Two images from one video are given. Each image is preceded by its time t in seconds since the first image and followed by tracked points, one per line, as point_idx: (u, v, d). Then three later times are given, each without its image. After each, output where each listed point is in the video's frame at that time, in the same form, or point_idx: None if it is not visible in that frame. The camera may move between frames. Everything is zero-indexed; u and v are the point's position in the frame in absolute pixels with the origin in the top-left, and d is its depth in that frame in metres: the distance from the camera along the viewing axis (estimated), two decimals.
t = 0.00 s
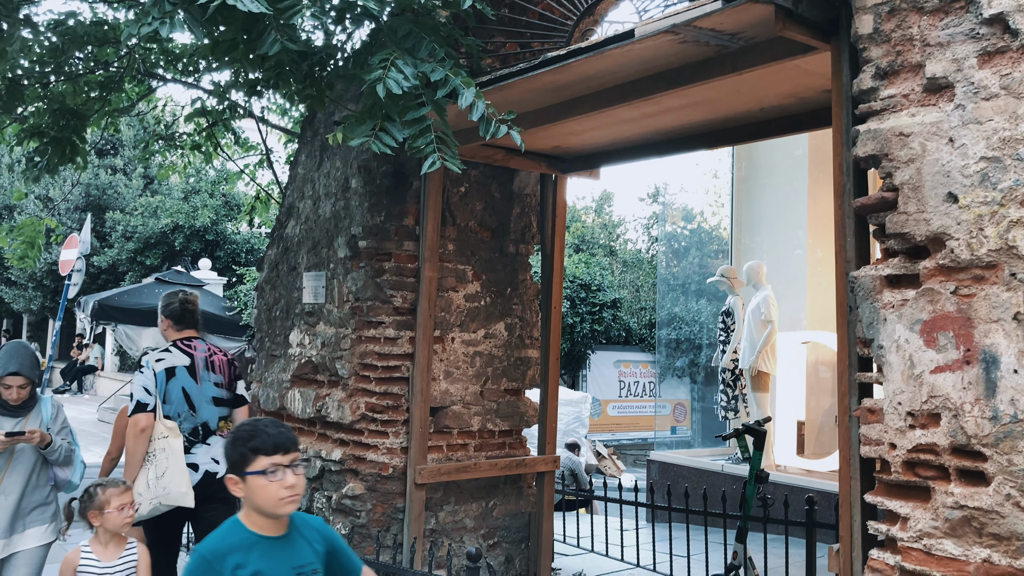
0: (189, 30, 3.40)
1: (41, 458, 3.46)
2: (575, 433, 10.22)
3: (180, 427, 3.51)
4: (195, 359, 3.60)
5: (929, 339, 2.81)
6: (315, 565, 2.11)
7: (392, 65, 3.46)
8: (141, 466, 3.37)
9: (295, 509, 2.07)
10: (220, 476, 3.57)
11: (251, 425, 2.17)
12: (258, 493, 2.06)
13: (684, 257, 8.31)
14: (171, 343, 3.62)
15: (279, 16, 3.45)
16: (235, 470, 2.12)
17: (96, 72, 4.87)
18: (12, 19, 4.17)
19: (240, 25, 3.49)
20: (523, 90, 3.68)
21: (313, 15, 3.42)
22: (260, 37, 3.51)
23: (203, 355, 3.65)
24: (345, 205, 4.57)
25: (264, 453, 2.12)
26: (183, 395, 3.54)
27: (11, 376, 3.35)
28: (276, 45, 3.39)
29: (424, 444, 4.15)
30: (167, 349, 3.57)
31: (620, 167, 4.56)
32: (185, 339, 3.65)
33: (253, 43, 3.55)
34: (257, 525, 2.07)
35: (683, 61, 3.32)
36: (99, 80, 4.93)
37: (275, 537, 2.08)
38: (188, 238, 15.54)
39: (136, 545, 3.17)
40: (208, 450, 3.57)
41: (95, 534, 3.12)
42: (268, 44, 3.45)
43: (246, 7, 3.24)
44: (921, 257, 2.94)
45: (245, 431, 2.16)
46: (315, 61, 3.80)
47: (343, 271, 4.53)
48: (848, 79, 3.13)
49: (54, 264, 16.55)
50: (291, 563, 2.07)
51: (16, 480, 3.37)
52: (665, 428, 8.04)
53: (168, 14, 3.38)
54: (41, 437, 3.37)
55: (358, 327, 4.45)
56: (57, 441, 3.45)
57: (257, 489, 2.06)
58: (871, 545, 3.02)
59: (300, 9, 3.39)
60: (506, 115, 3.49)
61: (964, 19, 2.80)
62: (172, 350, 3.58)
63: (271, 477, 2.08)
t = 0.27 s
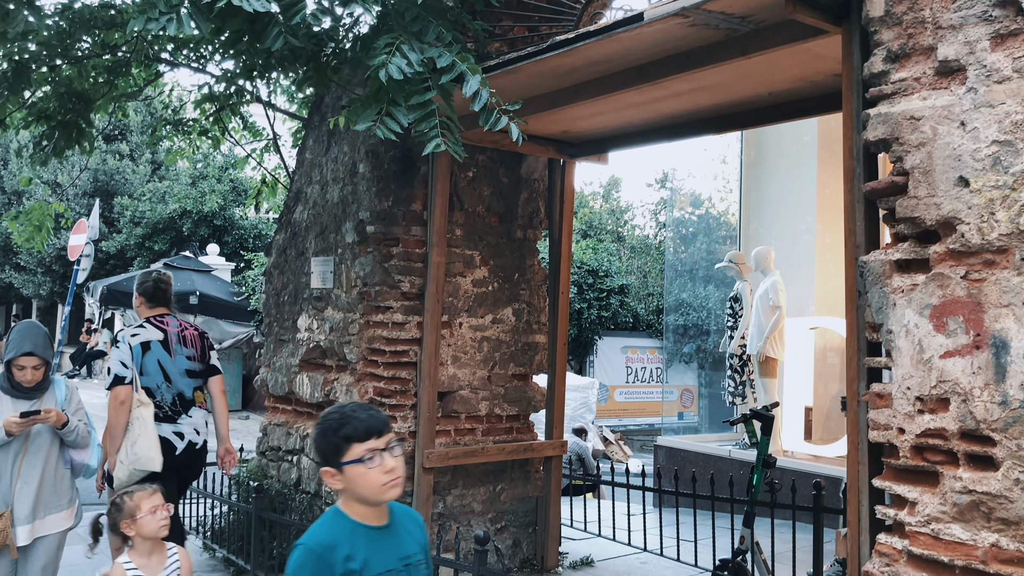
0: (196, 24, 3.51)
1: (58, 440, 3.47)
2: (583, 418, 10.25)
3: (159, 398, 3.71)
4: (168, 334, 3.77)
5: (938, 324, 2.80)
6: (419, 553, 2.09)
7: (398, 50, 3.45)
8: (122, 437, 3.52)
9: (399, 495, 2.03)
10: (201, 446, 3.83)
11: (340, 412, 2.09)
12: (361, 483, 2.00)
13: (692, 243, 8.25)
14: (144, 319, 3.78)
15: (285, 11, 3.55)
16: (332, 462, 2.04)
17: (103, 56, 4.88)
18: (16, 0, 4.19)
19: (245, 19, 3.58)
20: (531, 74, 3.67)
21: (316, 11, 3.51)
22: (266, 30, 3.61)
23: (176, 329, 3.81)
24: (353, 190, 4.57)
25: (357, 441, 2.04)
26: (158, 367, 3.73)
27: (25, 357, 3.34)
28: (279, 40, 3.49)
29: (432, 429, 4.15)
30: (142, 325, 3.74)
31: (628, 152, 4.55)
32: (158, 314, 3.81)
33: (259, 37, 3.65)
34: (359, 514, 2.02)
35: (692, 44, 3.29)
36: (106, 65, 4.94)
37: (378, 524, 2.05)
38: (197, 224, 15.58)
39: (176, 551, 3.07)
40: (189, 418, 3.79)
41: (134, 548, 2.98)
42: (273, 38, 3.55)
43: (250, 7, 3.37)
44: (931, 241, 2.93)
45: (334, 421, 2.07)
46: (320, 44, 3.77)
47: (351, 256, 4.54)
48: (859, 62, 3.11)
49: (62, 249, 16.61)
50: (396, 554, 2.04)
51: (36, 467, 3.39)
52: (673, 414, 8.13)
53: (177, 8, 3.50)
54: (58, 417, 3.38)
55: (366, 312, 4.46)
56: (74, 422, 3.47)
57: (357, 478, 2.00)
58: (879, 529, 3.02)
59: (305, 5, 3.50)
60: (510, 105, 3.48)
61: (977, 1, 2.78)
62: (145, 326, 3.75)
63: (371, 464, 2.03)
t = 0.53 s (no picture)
0: (202, 13, 3.50)
1: (67, 430, 3.44)
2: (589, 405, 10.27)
3: (139, 387, 3.99)
4: (151, 329, 4.07)
5: (946, 310, 2.79)
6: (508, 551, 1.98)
7: (404, 37, 3.44)
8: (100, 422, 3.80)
9: (491, 493, 1.91)
10: (178, 434, 4.11)
11: (422, 410, 1.97)
12: (451, 481, 1.89)
13: (698, 230, 8.19)
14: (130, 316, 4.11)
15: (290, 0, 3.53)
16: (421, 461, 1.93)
17: (109, 43, 4.94)
18: None
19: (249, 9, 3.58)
20: (538, 60, 3.66)
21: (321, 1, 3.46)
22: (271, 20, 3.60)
23: (159, 325, 4.11)
24: (359, 176, 4.57)
25: (442, 440, 1.92)
26: (141, 360, 4.01)
27: (29, 344, 3.32)
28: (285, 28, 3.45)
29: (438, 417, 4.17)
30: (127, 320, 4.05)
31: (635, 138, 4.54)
32: (143, 312, 4.14)
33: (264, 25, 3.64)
34: (452, 513, 1.90)
35: (700, 29, 3.27)
36: (111, 52, 4.99)
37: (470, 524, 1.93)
38: (203, 211, 15.79)
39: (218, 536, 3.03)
40: (167, 409, 4.07)
41: (178, 533, 2.93)
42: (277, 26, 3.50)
43: None
44: (940, 228, 2.92)
45: (417, 419, 1.95)
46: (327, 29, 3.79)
47: (358, 243, 4.54)
48: (868, 47, 3.09)
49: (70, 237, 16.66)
50: (487, 552, 1.94)
51: (47, 459, 3.37)
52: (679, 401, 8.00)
53: None
54: (66, 407, 3.34)
55: (373, 298, 4.46)
56: (82, 413, 3.43)
57: (448, 477, 1.88)
58: (886, 514, 3.03)
59: None
60: (516, 92, 3.47)
61: None
62: (131, 320, 4.06)
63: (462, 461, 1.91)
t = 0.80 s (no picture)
0: None
1: (71, 421, 3.30)
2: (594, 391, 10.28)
3: (116, 360, 4.11)
4: (131, 303, 4.17)
5: (954, 295, 2.78)
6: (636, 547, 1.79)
7: (410, 20, 3.42)
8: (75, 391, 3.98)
9: (609, 482, 1.75)
10: (153, 405, 4.13)
11: (532, 397, 1.85)
12: (567, 470, 1.74)
13: (705, 215, 8.12)
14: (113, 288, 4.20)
15: None
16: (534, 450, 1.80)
17: (114, 28, 4.94)
18: None
19: None
20: (545, 44, 3.65)
21: None
22: None
23: (139, 300, 4.20)
24: (365, 161, 4.56)
25: (554, 426, 1.78)
26: (120, 334, 4.12)
27: (31, 332, 3.11)
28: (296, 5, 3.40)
29: (446, 400, 4.21)
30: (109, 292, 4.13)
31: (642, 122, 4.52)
32: (125, 286, 4.22)
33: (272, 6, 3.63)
34: (572, 505, 1.75)
35: (707, 12, 3.25)
36: (117, 36, 4.99)
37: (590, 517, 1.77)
38: (209, 196, 15.88)
39: (281, 543, 2.76)
40: (142, 380, 4.13)
41: (240, 535, 2.66)
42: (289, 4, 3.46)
43: None
44: (948, 212, 2.91)
45: (527, 406, 1.84)
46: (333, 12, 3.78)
47: (364, 228, 4.54)
48: (877, 30, 3.07)
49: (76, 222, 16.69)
50: (612, 547, 1.76)
51: (53, 451, 3.21)
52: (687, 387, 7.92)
53: None
54: (72, 398, 3.18)
55: (379, 283, 4.47)
56: (88, 403, 3.30)
57: (562, 466, 1.74)
58: (891, 499, 3.03)
59: None
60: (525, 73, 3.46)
61: None
62: (114, 294, 4.15)
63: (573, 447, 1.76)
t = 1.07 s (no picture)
0: None
1: (76, 405, 3.23)
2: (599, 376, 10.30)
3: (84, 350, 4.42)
4: (102, 298, 4.46)
5: (961, 279, 2.77)
6: (743, 548, 1.73)
7: (415, 4, 3.41)
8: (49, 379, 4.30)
9: (721, 481, 1.70)
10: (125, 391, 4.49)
11: (641, 385, 1.78)
12: (679, 465, 1.69)
13: (710, 201, 8.14)
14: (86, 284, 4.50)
15: None
16: (641, 445, 1.75)
17: (119, 12, 4.95)
18: None
19: None
20: (551, 26, 3.64)
21: None
22: None
23: (109, 294, 4.49)
24: (370, 145, 4.56)
25: (667, 417, 1.72)
26: (89, 325, 4.43)
27: (39, 313, 3.07)
28: None
29: (451, 383, 4.26)
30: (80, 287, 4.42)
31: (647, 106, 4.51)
32: (97, 281, 4.51)
33: None
34: (673, 502, 1.71)
35: None
36: (122, 20, 4.99)
37: (695, 516, 1.72)
38: (214, 180, 15.80)
39: (340, 539, 2.65)
40: (112, 368, 4.45)
41: (303, 527, 2.55)
42: None
43: None
44: (956, 196, 2.90)
45: (638, 396, 1.77)
46: None
47: (369, 212, 4.54)
48: (885, 12, 3.05)
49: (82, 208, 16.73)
50: (716, 550, 1.70)
51: (56, 435, 3.13)
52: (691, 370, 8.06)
53: None
54: (82, 379, 3.11)
55: (385, 268, 4.47)
56: (96, 386, 3.25)
57: (675, 461, 1.68)
58: (897, 483, 3.03)
59: None
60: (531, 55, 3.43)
61: None
62: (83, 289, 4.44)
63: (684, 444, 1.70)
